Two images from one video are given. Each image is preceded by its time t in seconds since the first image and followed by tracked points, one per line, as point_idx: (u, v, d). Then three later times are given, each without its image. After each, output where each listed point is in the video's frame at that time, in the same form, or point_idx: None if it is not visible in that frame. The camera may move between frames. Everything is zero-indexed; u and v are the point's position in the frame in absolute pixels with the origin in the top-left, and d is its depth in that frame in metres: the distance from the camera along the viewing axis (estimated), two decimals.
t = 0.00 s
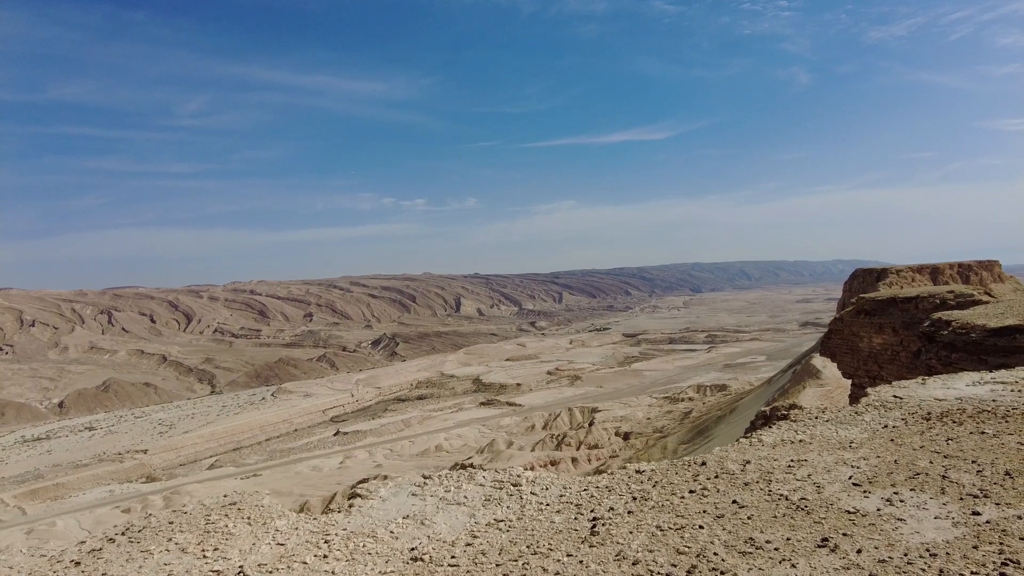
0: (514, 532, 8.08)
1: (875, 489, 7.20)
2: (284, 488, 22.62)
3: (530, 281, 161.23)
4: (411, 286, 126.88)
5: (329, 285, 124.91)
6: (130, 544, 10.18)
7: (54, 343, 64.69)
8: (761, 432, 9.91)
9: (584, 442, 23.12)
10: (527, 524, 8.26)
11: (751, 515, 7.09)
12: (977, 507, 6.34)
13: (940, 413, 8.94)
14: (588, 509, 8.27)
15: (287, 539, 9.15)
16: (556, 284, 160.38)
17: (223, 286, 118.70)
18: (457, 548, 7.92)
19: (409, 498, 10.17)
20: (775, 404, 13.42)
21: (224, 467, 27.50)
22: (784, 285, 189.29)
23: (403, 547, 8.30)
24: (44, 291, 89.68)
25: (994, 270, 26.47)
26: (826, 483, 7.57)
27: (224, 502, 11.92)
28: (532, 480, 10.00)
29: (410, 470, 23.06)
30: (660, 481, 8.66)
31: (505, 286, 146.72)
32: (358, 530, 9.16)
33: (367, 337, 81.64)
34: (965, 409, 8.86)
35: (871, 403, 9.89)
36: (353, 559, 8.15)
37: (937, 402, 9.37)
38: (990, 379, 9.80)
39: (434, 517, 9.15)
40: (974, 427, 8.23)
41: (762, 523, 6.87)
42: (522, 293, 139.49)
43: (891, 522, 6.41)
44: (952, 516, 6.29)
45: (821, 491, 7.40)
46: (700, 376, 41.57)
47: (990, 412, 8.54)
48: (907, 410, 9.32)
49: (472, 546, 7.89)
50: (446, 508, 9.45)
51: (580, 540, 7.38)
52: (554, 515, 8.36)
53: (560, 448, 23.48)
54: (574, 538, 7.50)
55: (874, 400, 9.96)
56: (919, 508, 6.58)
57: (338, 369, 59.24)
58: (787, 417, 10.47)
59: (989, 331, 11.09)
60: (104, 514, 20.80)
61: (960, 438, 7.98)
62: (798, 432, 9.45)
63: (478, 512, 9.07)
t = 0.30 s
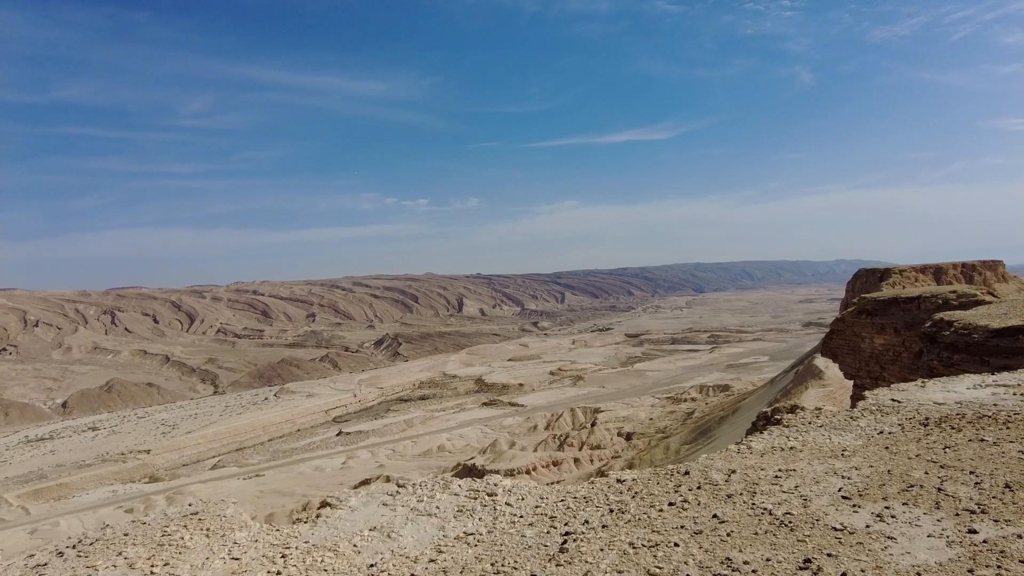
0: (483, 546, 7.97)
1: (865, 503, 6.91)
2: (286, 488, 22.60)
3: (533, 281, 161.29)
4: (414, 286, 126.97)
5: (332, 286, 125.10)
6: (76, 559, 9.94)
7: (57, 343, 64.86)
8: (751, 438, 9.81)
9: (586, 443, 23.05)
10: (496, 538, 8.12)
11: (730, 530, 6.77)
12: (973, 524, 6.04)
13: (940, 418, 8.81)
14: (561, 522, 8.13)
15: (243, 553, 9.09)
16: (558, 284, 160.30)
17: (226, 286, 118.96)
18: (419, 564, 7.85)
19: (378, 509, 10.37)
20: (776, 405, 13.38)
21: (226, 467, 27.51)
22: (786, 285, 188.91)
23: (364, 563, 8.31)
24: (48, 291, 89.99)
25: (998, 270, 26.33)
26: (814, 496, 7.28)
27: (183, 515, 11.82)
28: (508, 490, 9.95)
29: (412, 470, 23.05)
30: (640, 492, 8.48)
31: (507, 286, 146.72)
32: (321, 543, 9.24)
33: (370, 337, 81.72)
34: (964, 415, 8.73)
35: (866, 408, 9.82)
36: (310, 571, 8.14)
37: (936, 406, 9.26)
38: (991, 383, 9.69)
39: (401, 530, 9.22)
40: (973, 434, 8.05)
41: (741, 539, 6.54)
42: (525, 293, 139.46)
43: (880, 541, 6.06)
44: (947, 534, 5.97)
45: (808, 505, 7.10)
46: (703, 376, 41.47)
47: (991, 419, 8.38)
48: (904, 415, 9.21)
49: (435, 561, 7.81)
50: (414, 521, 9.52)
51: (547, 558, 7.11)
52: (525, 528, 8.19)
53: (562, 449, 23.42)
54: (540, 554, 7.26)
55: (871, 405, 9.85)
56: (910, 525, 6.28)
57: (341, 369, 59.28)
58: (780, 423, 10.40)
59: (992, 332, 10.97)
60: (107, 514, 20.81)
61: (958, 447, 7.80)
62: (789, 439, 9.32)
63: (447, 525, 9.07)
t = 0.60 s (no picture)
0: (457, 556, 7.91)
1: (861, 515, 6.72)
2: (290, 485, 22.69)
3: (537, 278, 161.15)
4: (418, 284, 127.03)
5: (337, 283, 125.24)
6: (25, 568, 9.59)
7: (64, 341, 65.27)
8: (746, 439, 9.70)
9: (590, 440, 23.01)
10: (468, 548, 8.06)
11: (716, 543, 6.61)
12: (977, 539, 5.82)
13: (945, 419, 8.66)
14: (537, 531, 8.03)
15: (200, 562, 8.90)
16: (563, 282, 159.88)
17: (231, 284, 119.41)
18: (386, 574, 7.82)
19: (351, 515, 10.60)
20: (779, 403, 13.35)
21: (231, 464, 27.63)
22: (792, 283, 188.02)
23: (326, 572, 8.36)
24: (54, 289, 90.50)
25: (1005, 267, 26.07)
26: (808, 506, 7.11)
27: (142, 524, 11.70)
28: (487, 496, 9.94)
29: (416, 467, 23.09)
30: (621, 499, 8.37)
31: (511, 283, 146.49)
32: (286, 550, 9.36)
33: (374, 334, 81.85)
34: (971, 415, 8.56)
35: (868, 408, 9.68)
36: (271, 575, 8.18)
37: (941, 406, 9.12)
38: (997, 382, 9.54)
39: (370, 537, 9.35)
40: (979, 436, 7.87)
41: (727, 554, 6.36)
42: (529, 290, 139.32)
43: (876, 559, 5.86)
44: (952, 550, 5.74)
45: (800, 515, 6.92)
46: (707, 373, 41.30)
47: (998, 420, 8.18)
48: (907, 416, 9.07)
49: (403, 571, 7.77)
50: (384, 528, 9.61)
51: (519, 571, 7.03)
52: (501, 538, 8.12)
53: (566, 446, 23.38)
54: (512, 567, 7.18)
55: (872, 405, 9.72)
56: (910, 539, 6.06)
57: (345, 367, 59.43)
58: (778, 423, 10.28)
59: (999, 329, 10.77)
60: (113, 510, 20.97)
61: (963, 451, 7.61)
62: (784, 441, 9.20)
63: (419, 533, 9.10)
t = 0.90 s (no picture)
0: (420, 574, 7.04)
1: (852, 534, 5.97)
2: (293, 478, 22.76)
3: (539, 272, 161.29)
4: (421, 278, 127.26)
5: (340, 278, 125.47)
6: None
7: (68, 334, 65.57)
8: (736, 444, 9.01)
9: (592, 434, 22.99)
10: (430, 565, 7.24)
11: (693, 565, 5.81)
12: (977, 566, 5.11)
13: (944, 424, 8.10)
14: (505, 546, 7.19)
15: None
16: (566, 276, 160.02)
17: (235, 278, 119.79)
18: None
19: (317, 524, 9.71)
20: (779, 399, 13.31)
21: (235, 457, 27.73)
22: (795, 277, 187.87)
23: None
24: (59, 283, 90.90)
25: (1010, 262, 25.93)
26: (794, 521, 6.36)
27: (99, 532, 10.95)
28: (461, 504, 9.07)
29: (419, 461, 23.15)
30: (599, 510, 7.52)
31: (514, 277, 146.71)
32: (240, 565, 8.56)
33: (376, 328, 82.07)
34: (971, 420, 8.00)
35: (864, 411, 9.08)
36: None
37: (941, 410, 8.57)
38: (1001, 383, 9.16)
39: (332, 550, 8.56)
40: (980, 444, 7.29)
41: None
42: (532, 285, 139.55)
43: None
44: None
45: (785, 532, 6.16)
46: (710, 368, 41.33)
47: (1000, 426, 7.61)
48: (905, 420, 8.49)
49: None
50: (348, 540, 8.83)
51: None
52: (467, 554, 7.27)
53: (568, 440, 23.37)
54: None
55: (869, 409, 9.13)
56: (905, 564, 5.33)
57: (348, 361, 59.61)
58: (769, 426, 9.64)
59: (1003, 327, 10.58)
60: (117, 503, 21.07)
61: (963, 460, 6.99)
62: (776, 447, 8.49)
63: (383, 546, 8.29)
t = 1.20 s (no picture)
0: None
1: (839, 551, 5.69)
2: (295, 475, 22.80)
3: (541, 270, 161.13)
4: (422, 276, 127.22)
5: (341, 275, 125.41)
6: None
7: (70, 332, 65.69)
8: (724, 449, 8.87)
9: (594, 432, 22.99)
10: None
11: None
12: None
13: (941, 428, 7.98)
14: (474, 560, 6.96)
15: None
16: (567, 274, 159.69)
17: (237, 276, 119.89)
18: None
19: (279, 535, 9.81)
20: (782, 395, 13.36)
21: (236, 455, 27.78)
22: (796, 274, 187.44)
23: None
24: (60, 280, 90.98)
25: (1012, 259, 25.84)
26: (778, 537, 6.09)
27: (44, 547, 11.37)
28: (430, 516, 8.96)
29: (420, 459, 23.17)
30: (573, 522, 7.33)
31: (515, 275, 146.60)
32: None
33: (378, 326, 82.10)
34: (969, 424, 7.88)
35: (860, 415, 8.97)
36: None
37: (940, 412, 8.48)
38: (1002, 384, 9.10)
39: (291, 563, 8.58)
40: (979, 451, 7.13)
41: None
42: (533, 282, 139.46)
43: None
44: None
45: (768, 549, 5.90)
46: (711, 365, 41.28)
47: (1001, 432, 7.46)
48: (901, 424, 8.37)
49: None
50: (310, 553, 8.80)
51: None
52: (430, 569, 7.01)
53: (569, 438, 23.37)
54: None
55: (865, 412, 9.01)
56: None
57: (350, 358, 59.64)
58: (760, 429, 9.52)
59: (1004, 325, 10.53)
60: (119, 501, 21.16)
61: (959, 469, 6.81)
62: (765, 453, 8.33)
63: (346, 561, 8.17)
